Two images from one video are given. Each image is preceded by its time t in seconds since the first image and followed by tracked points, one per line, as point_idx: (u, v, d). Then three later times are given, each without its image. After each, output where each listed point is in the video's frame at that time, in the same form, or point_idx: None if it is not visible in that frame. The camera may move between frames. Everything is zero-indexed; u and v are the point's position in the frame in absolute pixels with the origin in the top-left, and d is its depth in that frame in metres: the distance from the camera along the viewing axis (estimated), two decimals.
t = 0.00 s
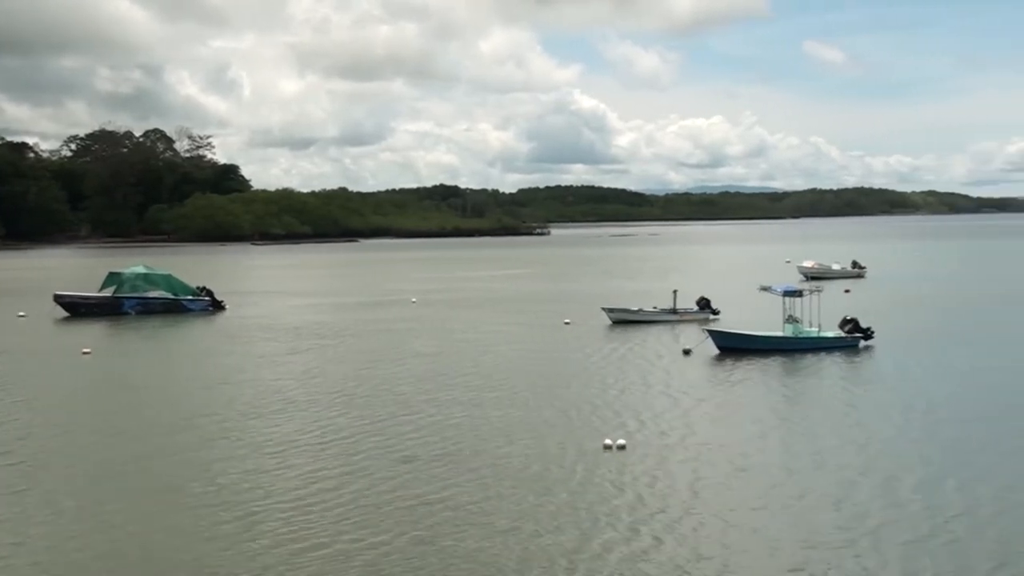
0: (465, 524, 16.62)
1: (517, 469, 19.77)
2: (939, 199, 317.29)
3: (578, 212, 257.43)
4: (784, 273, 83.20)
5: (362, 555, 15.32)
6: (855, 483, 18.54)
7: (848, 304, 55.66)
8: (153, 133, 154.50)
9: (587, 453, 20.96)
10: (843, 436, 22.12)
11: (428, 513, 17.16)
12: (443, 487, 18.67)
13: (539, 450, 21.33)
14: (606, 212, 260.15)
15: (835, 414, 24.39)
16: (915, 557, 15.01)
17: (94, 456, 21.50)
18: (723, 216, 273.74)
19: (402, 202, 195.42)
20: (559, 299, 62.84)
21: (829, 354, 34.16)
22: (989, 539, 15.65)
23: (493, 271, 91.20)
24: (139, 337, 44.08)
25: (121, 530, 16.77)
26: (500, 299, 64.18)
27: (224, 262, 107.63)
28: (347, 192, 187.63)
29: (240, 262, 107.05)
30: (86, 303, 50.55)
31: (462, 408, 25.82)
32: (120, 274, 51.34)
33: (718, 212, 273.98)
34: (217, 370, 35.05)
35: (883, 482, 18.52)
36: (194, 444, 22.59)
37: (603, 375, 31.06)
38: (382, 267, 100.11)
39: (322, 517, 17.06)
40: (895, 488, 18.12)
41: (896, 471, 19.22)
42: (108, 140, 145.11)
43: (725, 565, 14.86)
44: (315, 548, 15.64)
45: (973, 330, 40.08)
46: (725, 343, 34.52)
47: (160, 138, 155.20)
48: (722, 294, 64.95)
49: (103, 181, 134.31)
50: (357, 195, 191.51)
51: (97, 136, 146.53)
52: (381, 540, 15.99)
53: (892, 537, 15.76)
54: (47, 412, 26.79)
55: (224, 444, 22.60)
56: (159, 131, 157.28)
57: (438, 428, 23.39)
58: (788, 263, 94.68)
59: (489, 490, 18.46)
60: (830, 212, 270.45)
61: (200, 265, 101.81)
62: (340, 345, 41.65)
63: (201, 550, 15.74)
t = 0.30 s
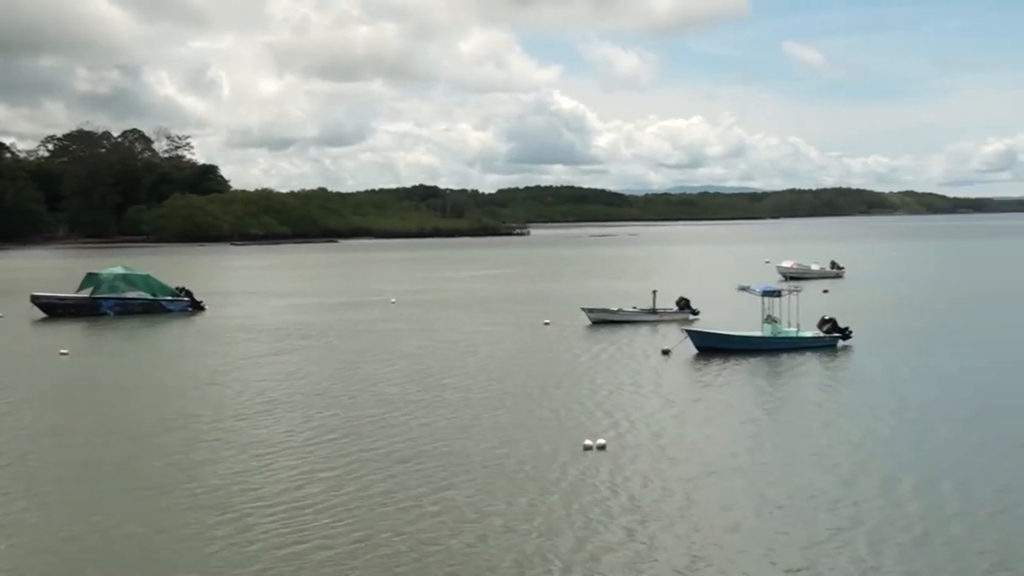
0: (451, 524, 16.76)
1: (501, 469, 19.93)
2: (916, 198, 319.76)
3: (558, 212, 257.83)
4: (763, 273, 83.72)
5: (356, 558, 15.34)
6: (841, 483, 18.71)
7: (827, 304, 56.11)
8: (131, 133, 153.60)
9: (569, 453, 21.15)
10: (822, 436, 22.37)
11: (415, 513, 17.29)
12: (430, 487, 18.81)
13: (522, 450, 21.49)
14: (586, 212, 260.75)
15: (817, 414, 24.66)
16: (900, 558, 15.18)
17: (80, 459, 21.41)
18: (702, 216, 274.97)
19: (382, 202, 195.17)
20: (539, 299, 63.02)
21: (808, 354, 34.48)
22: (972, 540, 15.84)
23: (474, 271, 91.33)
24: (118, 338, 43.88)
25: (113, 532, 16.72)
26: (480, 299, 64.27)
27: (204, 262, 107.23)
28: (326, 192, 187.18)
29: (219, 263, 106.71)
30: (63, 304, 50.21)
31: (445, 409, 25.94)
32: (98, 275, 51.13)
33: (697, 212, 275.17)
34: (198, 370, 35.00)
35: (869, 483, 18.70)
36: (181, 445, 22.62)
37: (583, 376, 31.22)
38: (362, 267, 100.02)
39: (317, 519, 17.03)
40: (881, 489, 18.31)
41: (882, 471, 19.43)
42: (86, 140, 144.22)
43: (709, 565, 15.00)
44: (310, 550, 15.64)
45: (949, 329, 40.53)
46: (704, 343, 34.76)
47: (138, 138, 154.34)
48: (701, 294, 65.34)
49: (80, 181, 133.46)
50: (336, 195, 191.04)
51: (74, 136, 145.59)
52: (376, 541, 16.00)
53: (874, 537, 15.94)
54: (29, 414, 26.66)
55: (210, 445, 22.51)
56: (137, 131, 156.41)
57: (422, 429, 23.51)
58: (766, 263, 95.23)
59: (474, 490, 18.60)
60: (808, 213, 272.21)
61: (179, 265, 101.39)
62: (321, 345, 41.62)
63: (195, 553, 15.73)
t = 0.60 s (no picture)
0: (440, 523, 16.88)
1: (488, 469, 20.08)
2: (897, 198, 321.85)
3: (540, 212, 258.16)
4: (744, 272, 84.13)
5: (352, 558, 15.42)
6: (831, 483, 18.88)
7: (808, 304, 56.54)
8: (113, 133, 152.85)
9: (559, 453, 21.25)
10: (803, 435, 22.58)
11: (404, 513, 17.40)
12: (419, 487, 18.92)
13: (506, 450, 21.61)
14: (569, 212, 261.18)
15: (803, 414, 24.85)
16: (893, 558, 15.32)
17: (71, 461, 21.43)
18: (684, 216, 275.99)
19: (365, 202, 194.92)
20: (523, 299, 63.14)
21: (790, 354, 34.75)
22: (961, 540, 16.01)
23: (456, 271, 91.34)
24: (99, 339, 43.73)
25: (106, 534, 16.75)
26: (462, 299, 64.28)
27: (185, 262, 106.81)
28: (309, 192, 186.74)
29: (201, 263, 106.38)
30: (43, 305, 49.92)
31: (429, 409, 26.05)
32: (80, 276, 51.06)
33: (679, 212, 276.06)
34: (182, 371, 34.96)
35: (854, 482, 18.89)
36: (170, 445, 22.65)
37: (565, 376, 31.37)
38: (344, 267, 99.83)
39: (311, 520, 17.08)
40: (866, 488, 18.50)
41: (864, 470, 19.64)
42: (67, 140, 143.50)
43: (704, 566, 15.10)
44: (305, 551, 15.71)
45: (929, 330, 40.94)
46: (686, 343, 34.99)
47: (120, 138, 153.59)
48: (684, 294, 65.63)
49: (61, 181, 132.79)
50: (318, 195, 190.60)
51: (55, 136, 144.80)
52: (371, 542, 16.07)
53: (866, 537, 16.08)
54: (17, 416, 26.64)
55: (201, 446, 22.54)
56: (119, 132, 155.71)
57: (409, 429, 23.63)
58: (748, 262, 95.68)
59: (461, 490, 18.72)
60: (790, 214, 273.64)
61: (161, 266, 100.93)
62: (305, 346, 41.57)
63: (191, 553, 15.79)
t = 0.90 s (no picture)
0: (432, 523, 16.98)
1: (477, 469, 20.20)
2: (881, 199, 323.68)
3: (526, 212, 258.32)
4: (729, 273, 84.43)
5: (341, 558, 15.50)
6: (823, 483, 19.01)
7: (793, 304, 56.84)
8: (98, 134, 152.16)
9: (549, 453, 21.37)
10: (787, 435, 22.75)
11: (396, 513, 17.50)
12: (411, 487, 19.01)
13: (494, 450, 21.72)
14: (555, 212, 261.41)
15: (791, 414, 25.01)
16: (877, 555, 15.51)
17: (62, 463, 21.42)
18: (670, 216, 276.69)
19: (351, 202, 194.63)
20: (509, 300, 63.20)
21: (777, 354, 34.96)
22: (945, 537, 16.21)
23: (442, 272, 91.33)
24: (84, 340, 43.59)
25: (94, 535, 16.82)
26: (449, 300, 64.28)
27: (170, 262, 106.42)
28: (294, 193, 186.34)
29: (186, 263, 106.03)
30: (28, 306, 49.38)
31: (417, 409, 26.13)
32: (65, 277, 51.06)
33: (665, 213, 276.68)
34: (169, 372, 34.91)
35: (839, 481, 19.06)
36: (160, 447, 22.67)
37: (551, 376, 31.49)
38: (330, 268, 99.64)
39: (304, 520, 17.16)
40: (851, 487, 18.67)
41: (850, 469, 19.81)
42: (51, 140, 142.82)
43: (699, 566, 15.21)
44: (293, 551, 15.79)
45: (912, 330, 41.21)
46: (671, 343, 35.15)
47: (104, 138, 152.93)
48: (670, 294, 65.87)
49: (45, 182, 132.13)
50: (303, 195, 190.16)
51: (39, 136, 144.05)
52: (360, 542, 16.16)
53: (853, 536, 16.23)
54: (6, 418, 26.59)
55: (192, 447, 22.59)
56: (103, 132, 155.03)
57: (399, 429, 23.72)
58: (733, 262, 95.95)
59: (451, 490, 18.82)
60: (776, 214, 274.60)
61: (145, 266, 100.51)
62: (292, 346, 41.52)
63: (181, 553, 15.88)
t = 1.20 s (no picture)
0: (425, 523, 17.09)
1: (469, 469, 20.31)
2: (868, 199, 324.77)
3: (514, 212, 258.41)
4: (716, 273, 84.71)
5: (338, 560, 15.52)
6: (808, 481, 19.18)
7: (780, 304, 57.10)
8: (84, 134, 151.50)
9: (539, 453, 21.48)
10: (774, 434, 22.92)
11: (389, 513, 17.61)
12: (403, 487, 19.13)
13: (485, 450, 21.85)
14: (542, 212, 261.57)
15: (780, 414, 25.16)
16: (863, 552, 15.68)
17: (56, 463, 21.45)
18: (657, 216, 277.25)
19: (338, 202, 194.35)
20: (496, 300, 63.27)
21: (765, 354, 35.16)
22: (929, 535, 16.41)
23: (429, 272, 91.33)
24: (71, 340, 43.46)
25: (90, 535, 16.89)
26: (436, 300, 64.33)
27: (156, 262, 106.11)
28: (281, 193, 185.96)
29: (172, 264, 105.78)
30: (14, 306, 49.11)
31: (407, 409, 26.20)
32: (50, 277, 51.07)
33: (652, 213, 277.20)
34: (157, 372, 34.88)
35: (824, 481, 19.24)
36: (153, 447, 22.71)
37: (539, 376, 31.62)
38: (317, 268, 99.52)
39: (299, 520, 17.25)
40: (836, 486, 18.87)
41: (835, 469, 20.00)
42: (36, 140, 142.17)
43: (687, 563, 15.37)
44: (289, 552, 15.82)
45: (898, 330, 41.45)
46: (658, 343, 35.32)
47: (91, 138, 152.30)
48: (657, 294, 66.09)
49: (31, 181, 131.48)
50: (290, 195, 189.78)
51: (25, 136, 143.32)
52: (356, 543, 16.20)
53: (838, 533, 16.42)
54: None
55: (184, 447, 22.66)
56: (90, 132, 154.40)
57: (390, 430, 23.81)
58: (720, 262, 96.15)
59: (443, 490, 18.94)
60: (763, 215, 275.38)
61: (131, 266, 100.17)
62: (280, 347, 41.52)
63: (177, 553, 15.90)
